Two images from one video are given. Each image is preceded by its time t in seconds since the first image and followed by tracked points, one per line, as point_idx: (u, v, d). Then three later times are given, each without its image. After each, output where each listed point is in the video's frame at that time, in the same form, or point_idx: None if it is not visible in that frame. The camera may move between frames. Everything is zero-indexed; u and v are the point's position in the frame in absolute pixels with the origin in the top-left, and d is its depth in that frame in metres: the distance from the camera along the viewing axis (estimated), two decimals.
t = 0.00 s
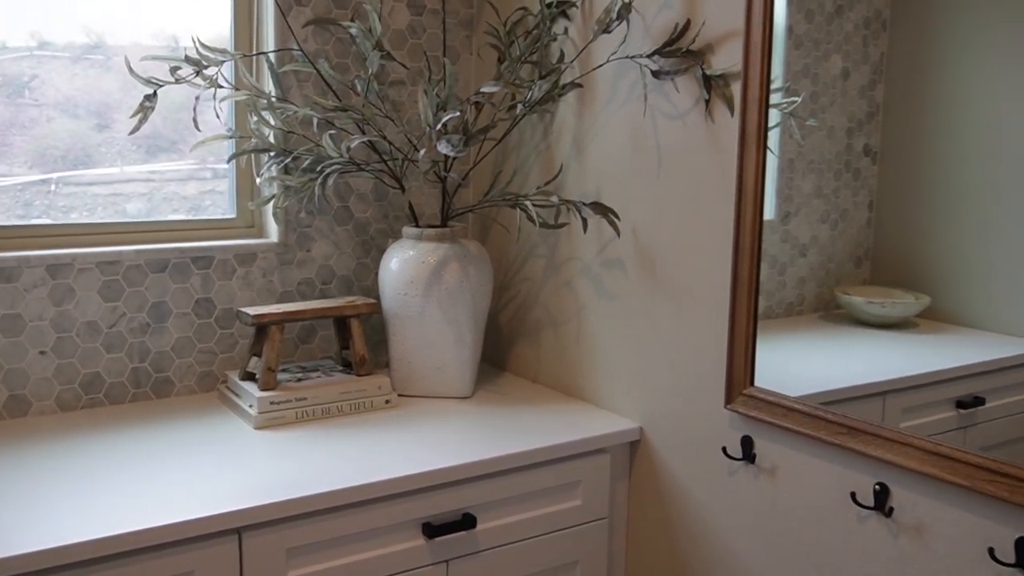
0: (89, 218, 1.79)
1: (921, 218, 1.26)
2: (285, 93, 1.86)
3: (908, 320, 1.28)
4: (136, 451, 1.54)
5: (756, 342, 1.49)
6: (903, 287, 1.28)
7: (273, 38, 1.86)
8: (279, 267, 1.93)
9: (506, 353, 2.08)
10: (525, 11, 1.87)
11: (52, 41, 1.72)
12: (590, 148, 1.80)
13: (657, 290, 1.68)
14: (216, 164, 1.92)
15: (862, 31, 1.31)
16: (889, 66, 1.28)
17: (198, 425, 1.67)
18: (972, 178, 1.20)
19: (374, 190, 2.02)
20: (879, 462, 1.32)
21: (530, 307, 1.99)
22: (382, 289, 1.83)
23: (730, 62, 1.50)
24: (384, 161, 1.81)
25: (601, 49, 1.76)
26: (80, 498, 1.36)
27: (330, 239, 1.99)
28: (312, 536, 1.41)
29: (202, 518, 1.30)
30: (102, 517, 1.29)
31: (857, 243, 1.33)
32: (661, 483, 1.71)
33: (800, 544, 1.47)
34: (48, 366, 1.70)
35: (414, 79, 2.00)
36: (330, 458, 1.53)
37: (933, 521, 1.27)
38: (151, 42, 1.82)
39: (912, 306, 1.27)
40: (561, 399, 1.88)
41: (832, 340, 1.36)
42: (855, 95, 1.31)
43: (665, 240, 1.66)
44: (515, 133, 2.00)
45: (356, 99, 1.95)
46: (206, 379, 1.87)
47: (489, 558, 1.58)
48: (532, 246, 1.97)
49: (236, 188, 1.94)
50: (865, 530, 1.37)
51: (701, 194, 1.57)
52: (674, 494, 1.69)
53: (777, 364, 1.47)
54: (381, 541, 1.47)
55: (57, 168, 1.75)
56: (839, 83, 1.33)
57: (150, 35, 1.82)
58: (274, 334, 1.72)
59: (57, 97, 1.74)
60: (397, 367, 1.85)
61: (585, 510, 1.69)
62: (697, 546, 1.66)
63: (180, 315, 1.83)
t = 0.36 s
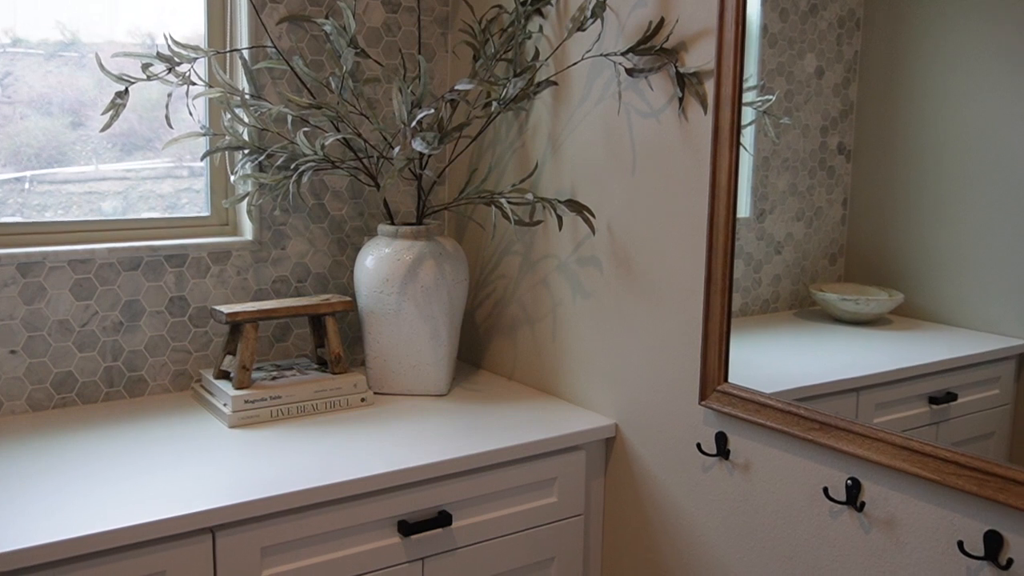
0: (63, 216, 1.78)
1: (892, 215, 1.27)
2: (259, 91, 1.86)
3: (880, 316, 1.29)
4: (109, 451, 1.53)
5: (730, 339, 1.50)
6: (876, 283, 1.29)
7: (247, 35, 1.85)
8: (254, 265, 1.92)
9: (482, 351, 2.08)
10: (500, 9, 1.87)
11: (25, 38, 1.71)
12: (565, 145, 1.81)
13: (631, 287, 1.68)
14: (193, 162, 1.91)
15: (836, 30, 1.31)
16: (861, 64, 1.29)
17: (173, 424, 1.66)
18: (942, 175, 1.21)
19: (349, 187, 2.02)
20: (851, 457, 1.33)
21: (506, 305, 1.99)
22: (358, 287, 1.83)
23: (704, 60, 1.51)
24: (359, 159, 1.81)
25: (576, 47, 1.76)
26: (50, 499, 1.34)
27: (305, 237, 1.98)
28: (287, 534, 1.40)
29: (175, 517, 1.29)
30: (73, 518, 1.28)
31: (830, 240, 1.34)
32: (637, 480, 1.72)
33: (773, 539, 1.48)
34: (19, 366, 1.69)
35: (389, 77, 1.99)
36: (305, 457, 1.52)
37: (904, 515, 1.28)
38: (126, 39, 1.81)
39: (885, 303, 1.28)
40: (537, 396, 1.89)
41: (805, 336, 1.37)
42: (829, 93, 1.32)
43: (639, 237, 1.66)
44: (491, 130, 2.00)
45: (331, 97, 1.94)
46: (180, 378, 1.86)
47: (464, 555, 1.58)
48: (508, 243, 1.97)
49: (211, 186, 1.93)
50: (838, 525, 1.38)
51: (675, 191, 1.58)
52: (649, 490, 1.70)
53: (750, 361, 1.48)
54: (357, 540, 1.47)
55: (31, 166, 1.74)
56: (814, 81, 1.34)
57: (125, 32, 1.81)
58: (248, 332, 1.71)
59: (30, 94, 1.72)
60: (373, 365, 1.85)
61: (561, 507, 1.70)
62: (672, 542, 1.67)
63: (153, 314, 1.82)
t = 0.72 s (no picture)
0: (45, 210, 1.76)
1: (875, 207, 1.27)
2: (241, 84, 1.84)
3: (863, 308, 1.29)
4: (93, 448, 1.52)
5: (716, 332, 1.50)
6: (861, 276, 1.29)
7: (229, 28, 1.83)
8: (237, 259, 1.91)
9: (468, 345, 2.08)
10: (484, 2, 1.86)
11: (6, 30, 1.69)
12: (550, 139, 1.80)
13: (617, 281, 1.68)
14: (177, 156, 1.89)
15: (820, 23, 1.31)
16: (845, 57, 1.29)
17: (156, 420, 1.65)
18: (926, 168, 1.22)
19: (334, 181, 2.01)
20: (835, 450, 1.34)
21: (491, 299, 1.99)
22: (342, 282, 1.82)
23: (688, 54, 1.51)
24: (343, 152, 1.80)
25: (561, 40, 1.76)
26: (32, 495, 1.33)
27: (289, 232, 1.97)
28: (271, 530, 1.40)
29: (158, 513, 1.28)
30: (56, 515, 1.27)
31: (814, 233, 1.34)
32: (622, 473, 1.72)
33: (758, 532, 1.48)
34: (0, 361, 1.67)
35: (373, 70, 1.98)
36: (290, 452, 1.51)
37: (888, 507, 1.29)
38: (108, 31, 1.79)
39: (869, 296, 1.28)
40: (523, 390, 1.89)
41: (789, 329, 1.38)
42: (813, 87, 1.32)
43: (624, 231, 1.66)
44: (475, 124, 2.00)
45: (315, 90, 1.93)
46: (164, 373, 1.85)
47: (450, 550, 1.58)
48: (493, 237, 1.97)
49: (194, 179, 1.91)
50: (822, 517, 1.38)
51: (660, 185, 1.58)
52: (635, 483, 1.70)
53: (735, 354, 1.48)
54: (342, 535, 1.47)
55: (11, 159, 1.72)
56: (798, 75, 1.34)
57: (107, 24, 1.79)
58: (232, 327, 1.70)
59: (11, 87, 1.70)
60: (358, 360, 1.84)
61: (547, 500, 1.70)
62: (657, 535, 1.67)
63: (136, 308, 1.80)
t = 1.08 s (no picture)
0: (39, 206, 1.75)
1: (871, 203, 1.27)
2: (236, 80, 1.84)
3: (858, 304, 1.29)
4: (89, 446, 1.52)
5: (712, 329, 1.50)
6: (855, 271, 1.30)
7: (223, 24, 1.82)
8: (232, 256, 1.90)
9: (464, 342, 2.08)
10: None
11: None
12: (546, 135, 1.80)
13: (613, 277, 1.68)
14: (171, 151, 1.88)
15: (815, 19, 1.31)
16: (840, 53, 1.29)
17: (151, 418, 1.65)
18: (922, 163, 1.21)
19: (329, 177, 2.00)
20: (832, 446, 1.34)
21: (487, 295, 1.99)
22: (338, 279, 1.81)
23: (684, 50, 1.51)
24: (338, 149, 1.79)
25: (557, 36, 1.75)
26: (28, 494, 1.33)
27: (285, 228, 1.96)
28: (268, 529, 1.40)
29: (154, 512, 1.28)
30: (50, 515, 1.26)
31: (809, 229, 1.34)
32: (619, 469, 1.72)
33: (754, 528, 1.49)
34: None
35: (369, 66, 1.98)
36: (286, 450, 1.51)
37: (884, 503, 1.29)
38: (101, 26, 1.78)
39: (864, 291, 1.29)
40: (519, 386, 1.89)
41: (785, 326, 1.38)
42: (808, 83, 1.32)
43: (621, 227, 1.66)
44: (471, 119, 1.99)
45: (309, 86, 1.93)
46: (159, 371, 1.85)
47: (447, 547, 1.58)
48: (489, 233, 1.96)
49: (189, 176, 1.91)
50: (818, 513, 1.39)
51: (656, 181, 1.58)
52: (632, 480, 1.70)
53: (731, 350, 1.48)
54: (339, 533, 1.47)
55: (5, 155, 1.71)
56: (792, 70, 1.34)
57: (100, 19, 1.78)
58: (228, 324, 1.69)
59: (4, 82, 1.69)
60: (354, 357, 1.84)
61: (543, 497, 1.70)
62: (654, 531, 1.67)
63: (131, 306, 1.80)
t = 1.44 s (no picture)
0: (42, 204, 1.75)
1: (874, 201, 1.27)
2: (238, 78, 1.83)
3: (861, 301, 1.29)
4: (92, 445, 1.52)
5: (715, 328, 1.50)
6: (857, 269, 1.29)
7: (225, 23, 1.82)
8: (235, 255, 1.90)
9: (467, 340, 2.08)
10: None
11: None
12: (548, 133, 1.80)
13: (616, 276, 1.68)
14: (173, 149, 1.88)
15: (817, 15, 1.31)
16: (843, 50, 1.29)
17: (155, 417, 1.65)
18: (925, 161, 1.21)
19: (332, 176, 2.00)
20: (836, 445, 1.34)
21: (490, 294, 1.99)
22: (341, 277, 1.81)
23: (687, 48, 1.50)
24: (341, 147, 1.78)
25: (559, 34, 1.75)
26: (32, 494, 1.33)
27: (287, 227, 1.96)
28: (271, 528, 1.40)
29: (157, 512, 1.28)
30: (54, 514, 1.27)
31: (812, 226, 1.34)
32: (622, 468, 1.72)
33: (758, 527, 1.49)
34: None
35: (371, 64, 1.98)
36: (289, 449, 1.51)
37: (888, 502, 1.29)
38: (103, 23, 1.78)
39: (867, 288, 1.28)
40: (522, 385, 1.89)
41: (788, 324, 1.38)
42: (810, 79, 1.32)
43: (623, 225, 1.66)
44: (473, 118, 1.99)
45: (312, 85, 1.93)
46: (163, 370, 1.85)
47: (450, 546, 1.58)
48: (491, 232, 1.96)
49: (191, 174, 1.91)
50: (822, 512, 1.38)
51: (659, 180, 1.58)
52: (635, 478, 1.70)
53: (734, 349, 1.48)
54: (342, 532, 1.47)
55: (7, 153, 1.71)
56: (795, 67, 1.33)
57: (102, 16, 1.77)
58: (231, 323, 1.69)
59: (6, 79, 1.69)
60: (357, 356, 1.84)
61: (547, 496, 1.70)
62: (658, 530, 1.67)
63: (134, 305, 1.80)
